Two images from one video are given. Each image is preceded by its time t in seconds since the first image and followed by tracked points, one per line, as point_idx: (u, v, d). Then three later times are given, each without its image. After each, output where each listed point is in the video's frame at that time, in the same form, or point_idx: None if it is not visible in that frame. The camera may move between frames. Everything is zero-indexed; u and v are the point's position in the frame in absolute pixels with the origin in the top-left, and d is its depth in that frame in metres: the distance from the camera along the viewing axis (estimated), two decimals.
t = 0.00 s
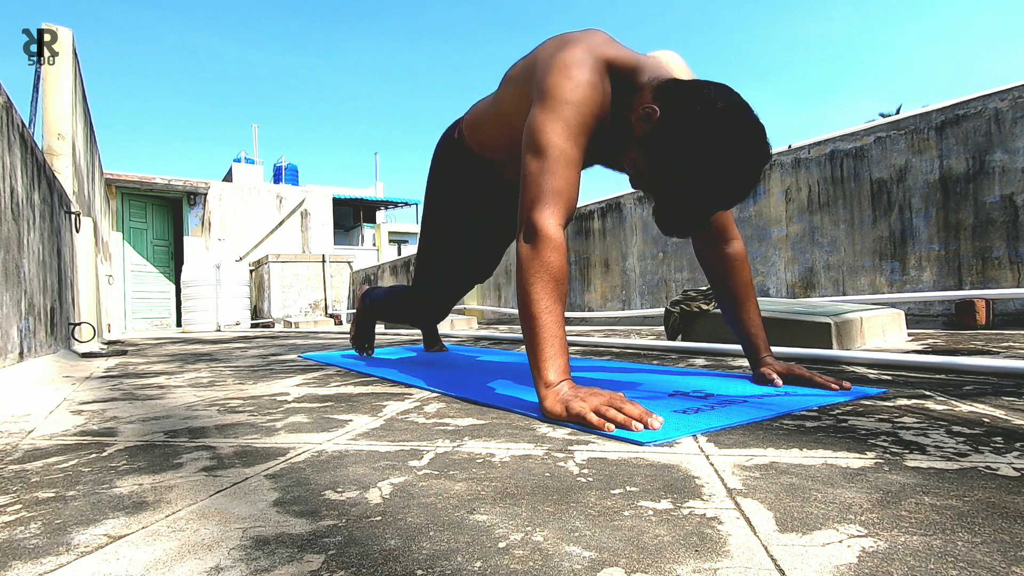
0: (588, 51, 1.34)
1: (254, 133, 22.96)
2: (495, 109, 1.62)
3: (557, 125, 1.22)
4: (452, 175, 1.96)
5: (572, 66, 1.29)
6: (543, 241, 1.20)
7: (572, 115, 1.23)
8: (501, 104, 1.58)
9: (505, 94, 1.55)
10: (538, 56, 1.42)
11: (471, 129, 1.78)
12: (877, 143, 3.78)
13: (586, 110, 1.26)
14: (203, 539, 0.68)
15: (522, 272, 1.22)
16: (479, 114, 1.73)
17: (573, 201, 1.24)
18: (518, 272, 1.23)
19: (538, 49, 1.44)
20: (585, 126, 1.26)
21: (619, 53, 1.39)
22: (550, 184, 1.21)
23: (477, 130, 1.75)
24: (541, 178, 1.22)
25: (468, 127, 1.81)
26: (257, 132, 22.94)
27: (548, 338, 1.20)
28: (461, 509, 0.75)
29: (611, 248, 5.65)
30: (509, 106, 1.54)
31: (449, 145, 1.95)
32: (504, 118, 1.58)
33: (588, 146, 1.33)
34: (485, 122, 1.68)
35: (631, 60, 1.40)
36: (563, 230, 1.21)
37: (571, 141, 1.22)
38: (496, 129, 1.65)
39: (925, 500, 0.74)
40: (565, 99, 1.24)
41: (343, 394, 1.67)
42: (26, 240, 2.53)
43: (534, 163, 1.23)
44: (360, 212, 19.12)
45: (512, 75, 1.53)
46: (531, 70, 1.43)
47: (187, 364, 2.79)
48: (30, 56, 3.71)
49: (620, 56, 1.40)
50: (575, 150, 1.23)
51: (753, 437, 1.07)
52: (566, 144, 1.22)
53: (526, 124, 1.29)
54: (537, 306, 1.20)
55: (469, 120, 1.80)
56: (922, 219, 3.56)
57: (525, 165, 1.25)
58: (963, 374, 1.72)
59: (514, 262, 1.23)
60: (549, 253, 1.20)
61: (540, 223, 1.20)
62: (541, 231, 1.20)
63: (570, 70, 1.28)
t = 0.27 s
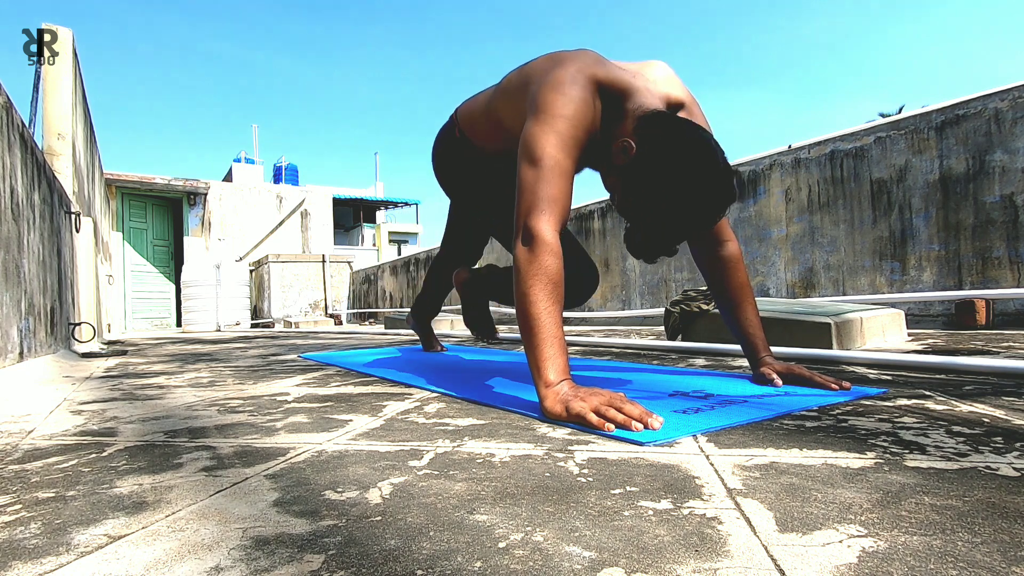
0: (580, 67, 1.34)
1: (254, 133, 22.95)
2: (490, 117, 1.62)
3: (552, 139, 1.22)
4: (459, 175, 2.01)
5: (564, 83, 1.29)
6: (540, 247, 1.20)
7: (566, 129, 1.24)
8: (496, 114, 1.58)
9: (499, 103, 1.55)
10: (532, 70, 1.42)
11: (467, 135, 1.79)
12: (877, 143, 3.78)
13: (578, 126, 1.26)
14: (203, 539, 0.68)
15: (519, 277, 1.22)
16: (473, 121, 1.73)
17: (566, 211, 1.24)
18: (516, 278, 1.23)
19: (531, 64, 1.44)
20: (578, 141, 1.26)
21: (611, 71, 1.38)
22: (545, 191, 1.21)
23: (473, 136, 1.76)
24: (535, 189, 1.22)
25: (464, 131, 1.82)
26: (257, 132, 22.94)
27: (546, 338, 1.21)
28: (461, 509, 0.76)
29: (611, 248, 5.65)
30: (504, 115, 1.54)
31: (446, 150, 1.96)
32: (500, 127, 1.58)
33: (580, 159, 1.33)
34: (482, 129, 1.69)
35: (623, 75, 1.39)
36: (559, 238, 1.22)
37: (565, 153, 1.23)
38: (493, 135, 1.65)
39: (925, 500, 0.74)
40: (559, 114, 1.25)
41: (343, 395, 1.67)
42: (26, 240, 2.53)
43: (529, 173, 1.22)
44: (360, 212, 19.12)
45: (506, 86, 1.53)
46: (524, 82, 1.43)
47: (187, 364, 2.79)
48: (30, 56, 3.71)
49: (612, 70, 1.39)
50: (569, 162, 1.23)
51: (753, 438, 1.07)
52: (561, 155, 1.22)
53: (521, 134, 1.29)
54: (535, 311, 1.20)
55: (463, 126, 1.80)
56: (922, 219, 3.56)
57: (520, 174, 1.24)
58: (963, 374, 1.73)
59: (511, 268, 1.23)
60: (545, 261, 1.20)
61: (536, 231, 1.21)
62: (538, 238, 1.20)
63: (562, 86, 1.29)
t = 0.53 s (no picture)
0: (606, 46, 1.33)
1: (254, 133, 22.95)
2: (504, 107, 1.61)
3: (573, 123, 1.21)
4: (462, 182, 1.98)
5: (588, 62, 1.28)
6: (554, 240, 1.20)
7: (587, 113, 1.23)
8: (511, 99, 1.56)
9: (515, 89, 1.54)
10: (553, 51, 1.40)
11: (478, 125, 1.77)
12: (877, 143, 3.78)
13: (602, 108, 1.26)
14: (203, 539, 0.68)
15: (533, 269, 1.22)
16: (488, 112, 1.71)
17: (585, 198, 1.24)
18: (529, 270, 1.23)
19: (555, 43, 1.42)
20: (599, 124, 1.26)
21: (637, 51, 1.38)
22: (563, 180, 1.21)
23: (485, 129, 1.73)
24: (554, 176, 1.21)
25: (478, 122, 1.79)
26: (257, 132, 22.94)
27: (552, 336, 1.20)
28: (461, 509, 0.76)
29: (611, 248, 5.65)
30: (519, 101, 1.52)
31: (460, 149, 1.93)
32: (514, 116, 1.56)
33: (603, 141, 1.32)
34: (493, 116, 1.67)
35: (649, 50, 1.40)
36: (575, 227, 1.21)
37: (585, 137, 1.22)
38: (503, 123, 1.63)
39: (925, 500, 0.74)
40: (579, 95, 1.23)
41: (343, 394, 1.67)
42: (26, 240, 2.53)
43: (548, 160, 1.22)
44: (360, 212, 19.12)
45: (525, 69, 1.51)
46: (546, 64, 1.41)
47: (187, 364, 2.79)
48: (30, 56, 3.71)
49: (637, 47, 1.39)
50: (589, 147, 1.23)
51: (754, 437, 1.07)
52: (580, 141, 1.21)
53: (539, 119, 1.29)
54: (547, 303, 1.20)
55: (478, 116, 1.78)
56: (922, 219, 3.56)
57: (538, 161, 1.24)
58: (963, 374, 1.73)
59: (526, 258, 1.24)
60: (562, 253, 1.20)
61: (552, 221, 1.21)
62: (553, 228, 1.20)
63: (585, 66, 1.27)
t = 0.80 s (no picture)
0: (614, 38, 1.32)
1: (254, 133, 22.95)
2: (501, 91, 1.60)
3: (581, 118, 1.21)
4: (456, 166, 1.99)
5: (598, 55, 1.27)
6: (556, 237, 1.20)
7: (597, 108, 1.23)
8: (509, 86, 1.55)
9: (514, 75, 1.53)
10: (558, 39, 1.39)
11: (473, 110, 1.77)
12: (877, 143, 3.78)
13: (611, 102, 1.26)
14: (203, 539, 0.68)
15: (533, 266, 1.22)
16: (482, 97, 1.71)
17: (589, 196, 1.24)
18: (529, 267, 1.23)
19: (561, 30, 1.41)
20: (607, 119, 1.26)
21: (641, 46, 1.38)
22: (568, 176, 1.21)
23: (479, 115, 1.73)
24: (560, 172, 1.21)
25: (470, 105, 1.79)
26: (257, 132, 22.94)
27: (553, 334, 1.20)
28: (461, 509, 0.76)
29: (611, 248, 5.65)
30: (519, 88, 1.51)
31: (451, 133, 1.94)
32: (512, 105, 1.56)
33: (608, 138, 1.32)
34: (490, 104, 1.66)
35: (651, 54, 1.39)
36: (576, 224, 1.22)
37: (593, 135, 1.22)
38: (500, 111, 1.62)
39: (925, 500, 0.74)
40: (592, 90, 1.23)
41: (343, 394, 1.67)
42: (26, 240, 2.53)
43: (555, 154, 1.22)
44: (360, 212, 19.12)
45: (525, 56, 1.50)
46: (550, 53, 1.40)
47: (187, 364, 2.79)
48: (30, 56, 3.71)
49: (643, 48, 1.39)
50: (596, 145, 1.23)
51: (753, 437, 1.07)
52: (588, 139, 1.22)
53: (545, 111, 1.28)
54: (548, 301, 1.20)
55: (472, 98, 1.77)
56: (922, 219, 3.56)
57: (543, 154, 1.24)
58: (963, 374, 1.73)
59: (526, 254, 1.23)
60: (563, 250, 1.20)
61: (554, 217, 1.21)
62: (555, 225, 1.21)
63: (595, 59, 1.26)
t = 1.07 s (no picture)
0: (607, 51, 1.34)
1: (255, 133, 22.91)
2: (492, 96, 1.61)
3: (574, 125, 1.22)
4: (451, 165, 2.00)
5: (591, 65, 1.29)
6: (550, 239, 1.20)
7: (589, 117, 1.24)
8: (501, 89, 1.56)
9: (506, 80, 1.54)
10: (551, 48, 1.41)
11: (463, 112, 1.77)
12: (877, 143, 3.78)
13: (602, 112, 1.27)
14: (203, 539, 0.68)
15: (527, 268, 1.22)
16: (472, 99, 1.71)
17: (580, 201, 1.25)
18: (523, 268, 1.23)
19: (555, 39, 1.42)
20: (599, 129, 1.27)
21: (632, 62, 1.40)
22: (561, 181, 1.21)
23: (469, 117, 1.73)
24: (552, 176, 1.22)
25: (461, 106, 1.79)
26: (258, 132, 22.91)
27: (549, 335, 1.20)
28: (461, 509, 0.75)
29: (611, 248, 5.65)
30: (510, 93, 1.52)
31: (445, 132, 1.94)
32: (502, 109, 1.56)
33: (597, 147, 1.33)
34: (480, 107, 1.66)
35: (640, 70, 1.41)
36: (569, 227, 1.22)
37: (585, 142, 1.23)
38: (490, 115, 1.62)
39: (926, 500, 0.73)
40: (585, 98, 1.24)
41: (343, 394, 1.67)
42: (26, 240, 2.53)
43: (548, 159, 1.22)
44: (360, 212, 19.12)
45: (517, 62, 1.51)
46: (542, 61, 1.41)
47: (187, 364, 2.79)
48: (30, 56, 3.71)
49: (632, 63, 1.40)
50: (586, 153, 1.24)
51: (753, 438, 1.07)
52: (580, 145, 1.22)
53: (537, 116, 1.28)
54: (541, 306, 1.20)
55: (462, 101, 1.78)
56: (922, 219, 3.56)
57: (536, 158, 1.24)
58: (963, 374, 1.72)
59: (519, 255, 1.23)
60: (555, 253, 1.20)
61: (547, 219, 1.21)
62: (548, 227, 1.20)
63: (588, 68, 1.28)
